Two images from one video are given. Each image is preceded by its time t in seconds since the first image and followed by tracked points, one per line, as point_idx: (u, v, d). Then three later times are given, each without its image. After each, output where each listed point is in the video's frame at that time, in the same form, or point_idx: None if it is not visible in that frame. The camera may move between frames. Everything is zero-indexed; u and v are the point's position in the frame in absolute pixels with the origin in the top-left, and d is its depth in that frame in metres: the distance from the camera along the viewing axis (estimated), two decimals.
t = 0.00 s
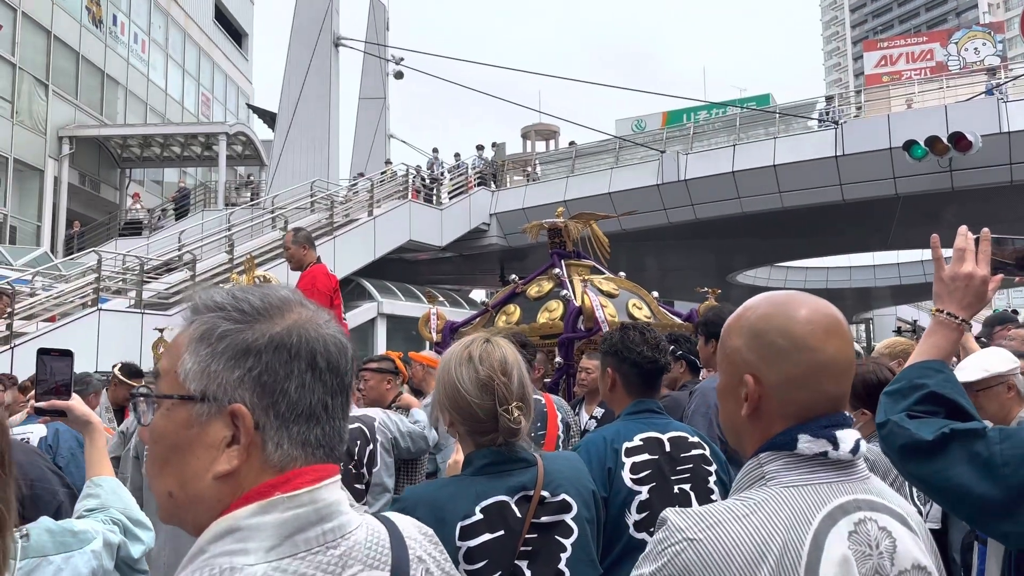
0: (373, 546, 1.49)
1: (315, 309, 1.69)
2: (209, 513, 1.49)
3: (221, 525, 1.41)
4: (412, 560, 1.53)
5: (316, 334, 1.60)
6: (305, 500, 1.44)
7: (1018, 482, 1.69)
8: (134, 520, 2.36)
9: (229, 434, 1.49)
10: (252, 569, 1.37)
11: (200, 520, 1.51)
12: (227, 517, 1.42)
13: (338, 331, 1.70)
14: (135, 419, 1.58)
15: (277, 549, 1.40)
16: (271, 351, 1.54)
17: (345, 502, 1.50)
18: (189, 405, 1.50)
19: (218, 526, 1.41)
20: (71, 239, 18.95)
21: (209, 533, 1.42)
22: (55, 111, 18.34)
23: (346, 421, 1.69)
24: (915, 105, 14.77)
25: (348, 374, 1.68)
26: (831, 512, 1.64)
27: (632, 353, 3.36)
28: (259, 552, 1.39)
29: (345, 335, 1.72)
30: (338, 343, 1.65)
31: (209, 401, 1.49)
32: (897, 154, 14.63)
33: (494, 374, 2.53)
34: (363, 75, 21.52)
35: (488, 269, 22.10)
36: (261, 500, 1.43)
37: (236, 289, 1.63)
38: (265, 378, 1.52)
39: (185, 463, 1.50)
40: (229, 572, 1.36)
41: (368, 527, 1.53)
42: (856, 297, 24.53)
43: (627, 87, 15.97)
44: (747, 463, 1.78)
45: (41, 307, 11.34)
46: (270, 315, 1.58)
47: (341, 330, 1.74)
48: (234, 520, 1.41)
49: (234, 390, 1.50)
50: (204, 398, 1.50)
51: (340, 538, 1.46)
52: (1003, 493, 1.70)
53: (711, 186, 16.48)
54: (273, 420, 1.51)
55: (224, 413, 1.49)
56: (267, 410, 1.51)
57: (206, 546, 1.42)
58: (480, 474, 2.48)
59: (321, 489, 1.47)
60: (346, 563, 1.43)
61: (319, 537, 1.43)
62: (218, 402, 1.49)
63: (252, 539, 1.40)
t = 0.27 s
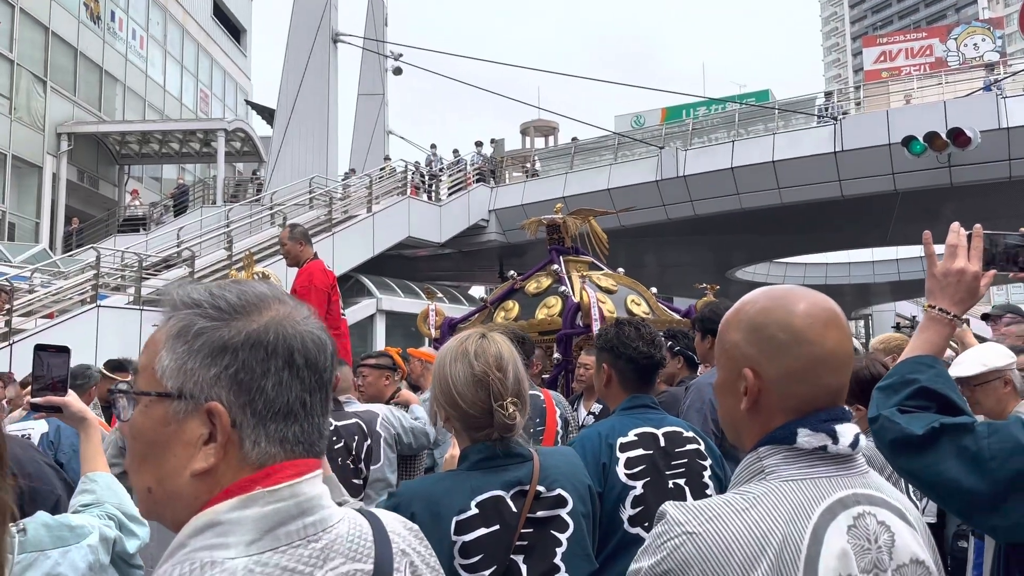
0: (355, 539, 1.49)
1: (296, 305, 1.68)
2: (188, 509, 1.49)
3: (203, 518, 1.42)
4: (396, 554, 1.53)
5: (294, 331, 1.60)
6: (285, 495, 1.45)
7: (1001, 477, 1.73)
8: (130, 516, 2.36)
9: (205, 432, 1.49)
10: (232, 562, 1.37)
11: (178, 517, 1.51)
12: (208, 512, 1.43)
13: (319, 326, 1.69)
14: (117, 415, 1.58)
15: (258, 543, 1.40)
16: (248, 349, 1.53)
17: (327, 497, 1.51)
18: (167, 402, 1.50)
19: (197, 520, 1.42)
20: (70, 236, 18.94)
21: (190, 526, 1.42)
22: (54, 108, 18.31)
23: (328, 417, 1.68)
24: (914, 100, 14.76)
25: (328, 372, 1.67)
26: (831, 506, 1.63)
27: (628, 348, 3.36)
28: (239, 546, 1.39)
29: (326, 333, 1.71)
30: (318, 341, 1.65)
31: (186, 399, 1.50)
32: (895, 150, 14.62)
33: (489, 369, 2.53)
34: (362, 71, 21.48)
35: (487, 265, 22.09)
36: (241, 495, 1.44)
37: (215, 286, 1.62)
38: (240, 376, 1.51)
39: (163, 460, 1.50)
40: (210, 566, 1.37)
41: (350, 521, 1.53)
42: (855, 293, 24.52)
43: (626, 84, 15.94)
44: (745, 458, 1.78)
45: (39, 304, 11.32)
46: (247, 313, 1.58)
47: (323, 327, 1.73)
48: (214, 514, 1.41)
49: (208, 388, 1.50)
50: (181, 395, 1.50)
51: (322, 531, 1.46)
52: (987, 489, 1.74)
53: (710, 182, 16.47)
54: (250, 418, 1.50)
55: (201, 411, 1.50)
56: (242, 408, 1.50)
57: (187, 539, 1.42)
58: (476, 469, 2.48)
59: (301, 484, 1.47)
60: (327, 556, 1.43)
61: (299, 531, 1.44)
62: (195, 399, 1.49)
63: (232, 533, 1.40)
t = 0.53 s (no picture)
0: (330, 531, 1.49)
1: (273, 300, 1.65)
2: (159, 504, 1.48)
3: (173, 512, 1.40)
4: (372, 546, 1.53)
5: (270, 328, 1.58)
6: (257, 488, 1.44)
7: (989, 471, 1.76)
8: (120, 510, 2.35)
9: (177, 427, 1.48)
10: (202, 557, 1.37)
11: (151, 511, 1.50)
12: (179, 504, 1.42)
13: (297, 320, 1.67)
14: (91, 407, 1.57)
15: (228, 537, 1.40)
16: (221, 346, 1.51)
17: (302, 489, 1.51)
18: (139, 397, 1.49)
19: (169, 514, 1.41)
20: (66, 231, 18.89)
21: (159, 522, 1.41)
22: (49, 102, 18.24)
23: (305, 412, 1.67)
24: (911, 95, 14.75)
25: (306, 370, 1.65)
26: (825, 499, 1.63)
27: (622, 342, 3.35)
28: (209, 540, 1.39)
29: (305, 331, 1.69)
30: (296, 339, 1.63)
31: (158, 394, 1.48)
32: (892, 145, 14.61)
33: (483, 363, 2.52)
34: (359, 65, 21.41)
35: (484, 260, 22.08)
36: (213, 489, 1.43)
37: (189, 279, 1.60)
38: (213, 372, 1.50)
39: (134, 455, 1.49)
40: (180, 561, 1.37)
41: (325, 514, 1.52)
42: (852, 288, 24.54)
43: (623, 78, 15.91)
44: (738, 450, 1.77)
45: (35, 299, 11.31)
46: (221, 309, 1.55)
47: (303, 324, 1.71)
48: (185, 507, 1.41)
49: (181, 385, 1.48)
50: (154, 390, 1.49)
51: (294, 525, 1.46)
52: (974, 482, 1.77)
53: (708, 176, 16.47)
54: (222, 414, 1.49)
55: (173, 406, 1.48)
56: (215, 405, 1.49)
57: (156, 533, 1.41)
58: (469, 462, 2.47)
59: (273, 477, 1.47)
60: (301, 550, 1.43)
61: (272, 525, 1.44)
62: (167, 395, 1.48)
63: (203, 527, 1.40)
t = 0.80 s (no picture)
0: (300, 524, 1.47)
1: (247, 292, 1.60)
2: (121, 498, 1.45)
3: (137, 505, 1.39)
4: (347, 539, 1.50)
5: (238, 324, 1.52)
6: (222, 482, 1.42)
7: (975, 463, 1.77)
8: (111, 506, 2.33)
9: (142, 420, 1.45)
10: (163, 549, 1.35)
11: (114, 504, 1.47)
12: (144, 498, 1.40)
13: (270, 314, 1.62)
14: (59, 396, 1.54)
15: (191, 531, 1.38)
16: (186, 339, 1.47)
17: (271, 483, 1.49)
18: (103, 388, 1.46)
19: (134, 507, 1.39)
20: (60, 224, 18.81)
21: (124, 516, 1.40)
22: (42, 95, 18.14)
23: (278, 407, 1.63)
24: (906, 89, 14.74)
25: (278, 366, 1.61)
26: (816, 493, 1.62)
27: (616, 335, 3.34)
28: (171, 534, 1.37)
29: (280, 326, 1.64)
30: (268, 334, 1.58)
31: (122, 386, 1.45)
32: (888, 138, 14.61)
33: (475, 356, 2.51)
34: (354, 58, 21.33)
35: (480, 254, 22.05)
36: (176, 483, 1.40)
37: (158, 269, 1.55)
38: (176, 367, 1.46)
39: (96, 447, 1.46)
40: (141, 554, 1.34)
41: (295, 507, 1.50)
42: (848, 281, 24.57)
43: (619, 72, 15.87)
44: (731, 444, 1.76)
45: (29, 293, 11.26)
46: (189, 301, 1.51)
47: (280, 317, 1.66)
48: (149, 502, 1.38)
49: (142, 378, 1.45)
50: (117, 382, 1.45)
51: (261, 519, 1.44)
52: (960, 474, 1.79)
53: (703, 170, 16.45)
54: (186, 409, 1.45)
55: (137, 400, 1.45)
56: (177, 401, 1.45)
57: (122, 527, 1.40)
58: (462, 456, 2.46)
59: (238, 472, 1.45)
60: (266, 544, 1.41)
61: (238, 519, 1.42)
62: (129, 388, 1.45)
63: (165, 520, 1.38)
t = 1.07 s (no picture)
0: (274, 512, 1.44)
1: (218, 279, 1.54)
2: (87, 493, 1.39)
3: (104, 499, 1.34)
4: (323, 527, 1.48)
5: (213, 314, 1.48)
6: (192, 475, 1.38)
7: (967, 455, 1.79)
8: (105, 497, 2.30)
9: (111, 414, 1.39)
10: (129, 543, 1.31)
11: (83, 500, 1.41)
12: (111, 491, 1.35)
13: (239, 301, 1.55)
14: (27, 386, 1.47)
15: (159, 524, 1.34)
16: (157, 331, 1.42)
17: (245, 474, 1.46)
18: (70, 380, 1.39)
19: (101, 501, 1.35)
20: (54, 218, 18.73)
21: (90, 510, 1.35)
22: (36, 88, 18.05)
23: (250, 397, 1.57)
24: (902, 82, 14.75)
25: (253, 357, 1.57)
26: (818, 485, 1.61)
27: (613, 327, 3.33)
28: (137, 527, 1.32)
29: (255, 317, 1.59)
30: (242, 325, 1.53)
31: (91, 378, 1.39)
32: (883, 132, 14.61)
33: (470, 349, 2.49)
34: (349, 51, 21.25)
35: (475, 247, 22.03)
36: (143, 475, 1.36)
37: (124, 257, 1.48)
38: (148, 358, 1.40)
39: (63, 440, 1.40)
40: (107, 548, 1.30)
41: (271, 495, 1.48)
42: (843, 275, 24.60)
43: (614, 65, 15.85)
44: (731, 434, 1.76)
45: (23, 285, 11.22)
46: (162, 290, 1.45)
47: (253, 304, 1.61)
48: (116, 494, 1.34)
49: (111, 369, 1.39)
50: (86, 374, 1.39)
51: (232, 511, 1.40)
52: (953, 466, 1.79)
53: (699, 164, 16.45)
54: (157, 403, 1.40)
55: (106, 393, 1.39)
56: (147, 393, 1.40)
57: (88, 521, 1.35)
58: (459, 447, 2.45)
59: (209, 464, 1.41)
60: (240, 533, 1.38)
61: (209, 512, 1.38)
62: (99, 379, 1.38)
63: (131, 514, 1.33)
